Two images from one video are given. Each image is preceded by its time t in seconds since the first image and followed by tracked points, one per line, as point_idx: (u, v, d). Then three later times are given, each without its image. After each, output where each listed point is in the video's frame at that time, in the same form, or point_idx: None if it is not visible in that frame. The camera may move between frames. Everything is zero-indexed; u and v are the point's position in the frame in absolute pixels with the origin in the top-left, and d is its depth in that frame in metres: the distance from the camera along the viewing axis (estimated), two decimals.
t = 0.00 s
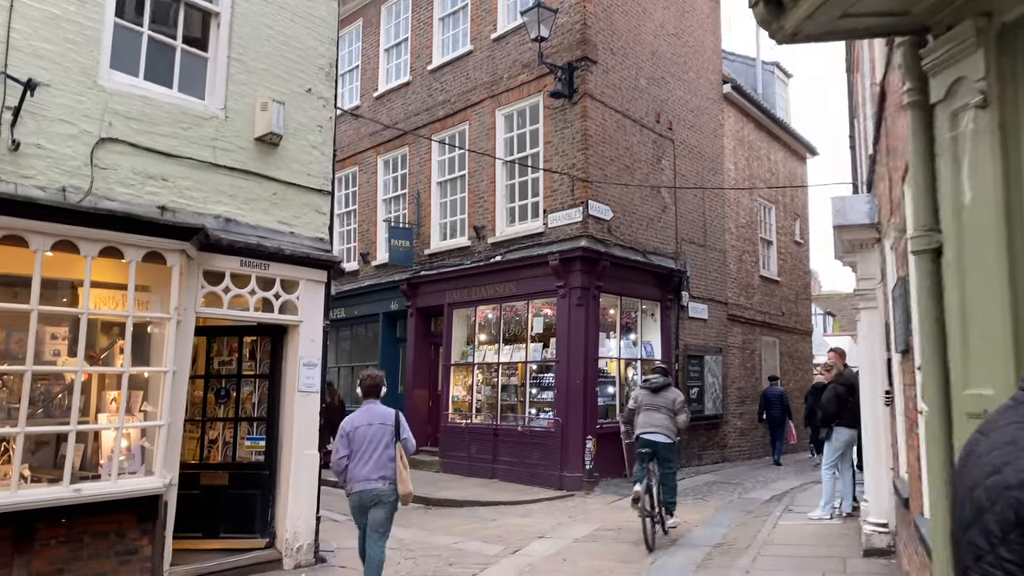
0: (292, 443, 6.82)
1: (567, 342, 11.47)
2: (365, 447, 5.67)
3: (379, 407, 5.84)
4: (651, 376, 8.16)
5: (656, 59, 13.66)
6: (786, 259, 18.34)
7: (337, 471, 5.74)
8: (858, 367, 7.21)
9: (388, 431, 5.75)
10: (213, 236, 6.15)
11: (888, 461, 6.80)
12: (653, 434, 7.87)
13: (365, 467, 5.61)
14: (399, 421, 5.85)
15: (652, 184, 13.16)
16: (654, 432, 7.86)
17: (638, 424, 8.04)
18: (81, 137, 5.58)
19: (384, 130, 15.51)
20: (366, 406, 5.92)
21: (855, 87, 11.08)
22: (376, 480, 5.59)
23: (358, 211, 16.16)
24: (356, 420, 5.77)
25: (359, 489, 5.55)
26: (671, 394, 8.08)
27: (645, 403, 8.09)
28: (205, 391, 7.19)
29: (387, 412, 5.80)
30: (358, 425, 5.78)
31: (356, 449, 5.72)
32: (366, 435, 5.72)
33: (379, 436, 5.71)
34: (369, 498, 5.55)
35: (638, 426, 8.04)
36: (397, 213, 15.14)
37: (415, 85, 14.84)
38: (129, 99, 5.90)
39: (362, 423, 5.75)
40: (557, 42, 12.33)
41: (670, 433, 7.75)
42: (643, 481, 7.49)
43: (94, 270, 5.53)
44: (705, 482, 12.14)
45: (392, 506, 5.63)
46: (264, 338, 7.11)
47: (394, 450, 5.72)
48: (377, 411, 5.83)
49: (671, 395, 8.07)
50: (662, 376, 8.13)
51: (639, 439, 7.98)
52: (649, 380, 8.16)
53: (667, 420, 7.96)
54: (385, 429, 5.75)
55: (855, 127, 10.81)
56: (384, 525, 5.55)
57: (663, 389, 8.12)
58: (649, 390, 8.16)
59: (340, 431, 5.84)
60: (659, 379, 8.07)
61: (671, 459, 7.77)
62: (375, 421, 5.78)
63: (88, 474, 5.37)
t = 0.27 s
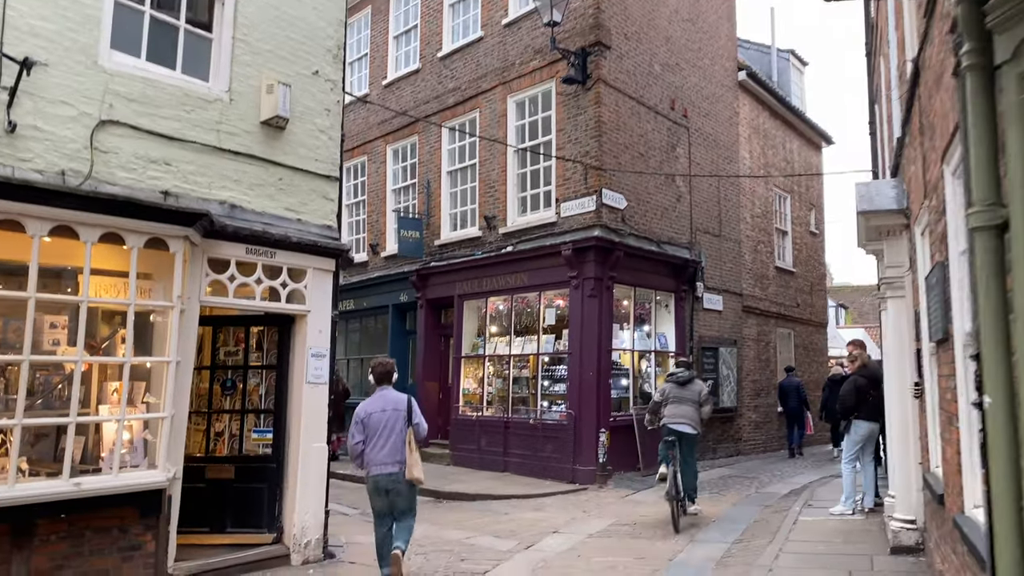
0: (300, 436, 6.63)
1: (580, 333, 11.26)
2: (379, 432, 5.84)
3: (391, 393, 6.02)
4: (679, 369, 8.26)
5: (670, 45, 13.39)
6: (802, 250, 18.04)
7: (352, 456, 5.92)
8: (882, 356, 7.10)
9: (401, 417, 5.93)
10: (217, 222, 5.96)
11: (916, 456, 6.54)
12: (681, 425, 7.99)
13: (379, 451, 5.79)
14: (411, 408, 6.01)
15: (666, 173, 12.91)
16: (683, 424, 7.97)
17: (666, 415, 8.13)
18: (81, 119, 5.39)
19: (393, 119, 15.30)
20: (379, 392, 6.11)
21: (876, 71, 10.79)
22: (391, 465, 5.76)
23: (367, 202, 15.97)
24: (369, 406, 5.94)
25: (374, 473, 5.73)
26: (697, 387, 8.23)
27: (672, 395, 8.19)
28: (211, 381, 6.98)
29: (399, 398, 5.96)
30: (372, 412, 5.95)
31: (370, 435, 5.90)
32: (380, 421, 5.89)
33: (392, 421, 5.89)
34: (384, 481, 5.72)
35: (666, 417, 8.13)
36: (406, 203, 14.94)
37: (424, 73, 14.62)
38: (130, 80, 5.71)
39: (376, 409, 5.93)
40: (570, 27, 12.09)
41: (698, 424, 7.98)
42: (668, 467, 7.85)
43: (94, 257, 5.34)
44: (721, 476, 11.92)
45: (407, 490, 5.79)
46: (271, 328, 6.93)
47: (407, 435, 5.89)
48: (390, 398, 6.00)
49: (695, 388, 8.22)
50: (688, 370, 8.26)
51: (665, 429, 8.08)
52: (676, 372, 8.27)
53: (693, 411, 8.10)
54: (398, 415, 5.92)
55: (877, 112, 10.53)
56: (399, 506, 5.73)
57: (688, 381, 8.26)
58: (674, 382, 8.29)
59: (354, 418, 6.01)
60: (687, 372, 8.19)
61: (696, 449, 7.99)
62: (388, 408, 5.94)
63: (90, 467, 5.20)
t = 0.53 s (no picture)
0: (306, 433, 6.42)
1: (591, 327, 11.03)
2: (394, 428, 6.00)
3: (406, 391, 6.17)
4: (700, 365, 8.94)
5: (683, 33, 13.11)
6: (815, 243, 17.76)
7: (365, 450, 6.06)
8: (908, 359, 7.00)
9: (415, 414, 6.09)
10: (220, 210, 5.74)
11: (946, 454, 6.29)
12: (705, 417, 8.61)
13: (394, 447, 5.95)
14: (425, 405, 6.17)
15: (679, 163, 12.65)
16: (707, 415, 8.60)
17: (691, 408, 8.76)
18: (77, 102, 5.17)
19: (400, 110, 15.07)
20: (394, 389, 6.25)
21: (896, 58, 10.51)
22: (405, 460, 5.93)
23: (374, 194, 15.75)
24: (383, 402, 6.09)
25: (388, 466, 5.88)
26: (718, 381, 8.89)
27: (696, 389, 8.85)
28: (214, 376, 6.79)
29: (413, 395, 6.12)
30: (387, 408, 6.10)
31: (385, 430, 6.05)
32: (395, 417, 6.05)
33: (407, 417, 6.05)
34: (397, 476, 5.89)
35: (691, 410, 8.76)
36: (413, 195, 14.71)
37: (432, 62, 14.37)
38: (129, 63, 5.49)
39: (392, 405, 6.08)
40: (581, 14, 11.83)
41: (722, 415, 8.58)
42: (692, 454, 8.46)
43: (92, 246, 5.12)
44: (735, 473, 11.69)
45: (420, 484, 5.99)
46: (276, 321, 6.72)
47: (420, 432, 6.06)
48: (405, 395, 6.16)
49: (716, 383, 8.88)
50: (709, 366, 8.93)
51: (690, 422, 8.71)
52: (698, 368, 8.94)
53: (716, 404, 8.71)
54: (413, 411, 6.07)
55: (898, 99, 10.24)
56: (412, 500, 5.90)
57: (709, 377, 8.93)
58: (696, 378, 8.95)
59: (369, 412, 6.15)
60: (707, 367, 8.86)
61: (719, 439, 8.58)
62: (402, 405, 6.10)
63: (88, 465, 5.00)
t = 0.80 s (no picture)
0: (307, 432, 6.20)
1: (598, 323, 10.80)
2: (405, 422, 6.21)
3: (416, 386, 6.37)
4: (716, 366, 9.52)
5: (691, 24, 12.85)
6: (823, 238, 17.51)
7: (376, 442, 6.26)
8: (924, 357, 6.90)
9: (425, 409, 6.30)
10: (217, 201, 5.52)
11: (972, 455, 6.04)
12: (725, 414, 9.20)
13: (405, 440, 6.16)
14: (434, 400, 6.42)
15: (688, 156, 12.41)
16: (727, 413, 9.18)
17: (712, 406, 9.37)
18: (68, 87, 4.94)
19: (403, 103, 14.83)
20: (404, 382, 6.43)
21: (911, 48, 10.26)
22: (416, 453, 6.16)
23: (376, 188, 15.52)
24: (395, 396, 6.28)
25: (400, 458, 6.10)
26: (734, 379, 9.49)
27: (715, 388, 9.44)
28: (212, 373, 6.57)
29: (424, 390, 6.33)
30: (398, 402, 6.30)
31: (396, 423, 6.25)
32: (407, 411, 6.25)
33: (418, 411, 6.26)
34: (409, 468, 6.12)
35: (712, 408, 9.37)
36: (417, 189, 14.48)
37: (435, 54, 14.13)
38: (122, 46, 5.26)
39: (403, 400, 6.26)
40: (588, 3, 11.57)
41: (740, 410, 9.18)
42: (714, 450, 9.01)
43: (82, 238, 4.90)
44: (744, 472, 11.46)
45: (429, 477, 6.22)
46: (276, 317, 6.50)
47: (430, 426, 6.29)
48: (416, 390, 6.35)
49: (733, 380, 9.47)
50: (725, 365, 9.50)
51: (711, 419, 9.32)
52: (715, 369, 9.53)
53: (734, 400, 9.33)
54: (424, 406, 6.30)
55: (913, 90, 9.99)
56: (422, 492, 6.14)
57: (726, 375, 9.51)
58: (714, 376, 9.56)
59: (379, 405, 6.33)
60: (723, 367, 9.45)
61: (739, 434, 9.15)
62: (413, 399, 6.32)
63: (80, 467, 4.79)
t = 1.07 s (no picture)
0: (303, 430, 6.02)
1: (602, 319, 10.61)
2: (405, 419, 6.28)
3: (413, 383, 6.46)
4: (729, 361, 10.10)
5: (696, 15, 12.64)
6: (828, 234, 17.31)
7: (375, 441, 6.29)
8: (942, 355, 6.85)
9: (423, 405, 6.39)
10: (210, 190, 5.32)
11: (990, 455, 5.84)
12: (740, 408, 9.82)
13: (406, 436, 6.22)
14: (431, 397, 6.51)
15: (692, 149, 12.21)
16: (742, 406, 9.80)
17: (728, 400, 9.98)
18: (53, 71, 4.74)
19: (403, 96, 14.63)
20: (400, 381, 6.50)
21: (920, 39, 10.05)
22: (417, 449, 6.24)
23: (376, 182, 15.32)
24: (393, 394, 6.34)
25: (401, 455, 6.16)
26: (748, 373, 10.07)
27: (729, 382, 10.05)
28: (205, 369, 6.37)
29: (422, 387, 6.43)
30: (396, 400, 6.36)
31: (395, 421, 6.30)
32: (405, 408, 6.32)
33: (417, 408, 6.34)
34: (410, 463, 6.18)
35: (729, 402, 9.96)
36: (417, 183, 14.29)
37: (436, 46, 13.92)
38: (110, 29, 5.07)
39: (402, 397, 6.33)
40: None
41: (753, 404, 9.80)
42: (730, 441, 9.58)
43: (67, 227, 4.71)
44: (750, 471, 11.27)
45: (429, 471, 6.32)
46: (272, 311, 6.31)
47: (429, 422, 6.37)
48: (412, 387, 6.43)
49: (746, 374, 10.06)
50: (739, 360, 10.07)
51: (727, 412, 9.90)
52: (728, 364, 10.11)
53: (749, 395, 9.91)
54: (421, 403, 6.38)
55: (924, 80, 9.78)
56: (424, 486, 6.21)
57: (739, 369, 10.10)
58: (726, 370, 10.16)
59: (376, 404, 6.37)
60: (737, 363, 10.02)
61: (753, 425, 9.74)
62: (410, 396, 6.39)
63: (66, 465, 4.61)
